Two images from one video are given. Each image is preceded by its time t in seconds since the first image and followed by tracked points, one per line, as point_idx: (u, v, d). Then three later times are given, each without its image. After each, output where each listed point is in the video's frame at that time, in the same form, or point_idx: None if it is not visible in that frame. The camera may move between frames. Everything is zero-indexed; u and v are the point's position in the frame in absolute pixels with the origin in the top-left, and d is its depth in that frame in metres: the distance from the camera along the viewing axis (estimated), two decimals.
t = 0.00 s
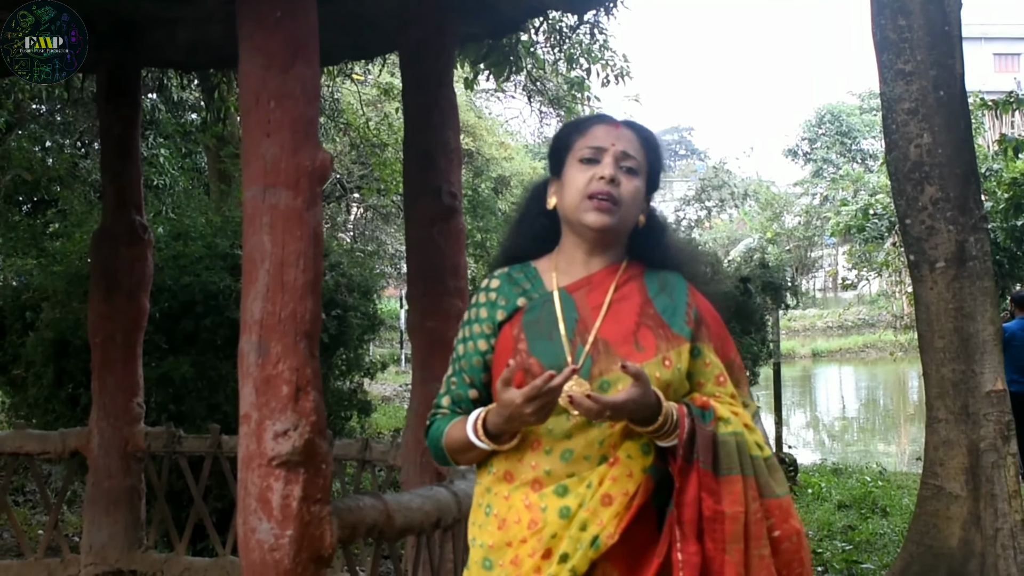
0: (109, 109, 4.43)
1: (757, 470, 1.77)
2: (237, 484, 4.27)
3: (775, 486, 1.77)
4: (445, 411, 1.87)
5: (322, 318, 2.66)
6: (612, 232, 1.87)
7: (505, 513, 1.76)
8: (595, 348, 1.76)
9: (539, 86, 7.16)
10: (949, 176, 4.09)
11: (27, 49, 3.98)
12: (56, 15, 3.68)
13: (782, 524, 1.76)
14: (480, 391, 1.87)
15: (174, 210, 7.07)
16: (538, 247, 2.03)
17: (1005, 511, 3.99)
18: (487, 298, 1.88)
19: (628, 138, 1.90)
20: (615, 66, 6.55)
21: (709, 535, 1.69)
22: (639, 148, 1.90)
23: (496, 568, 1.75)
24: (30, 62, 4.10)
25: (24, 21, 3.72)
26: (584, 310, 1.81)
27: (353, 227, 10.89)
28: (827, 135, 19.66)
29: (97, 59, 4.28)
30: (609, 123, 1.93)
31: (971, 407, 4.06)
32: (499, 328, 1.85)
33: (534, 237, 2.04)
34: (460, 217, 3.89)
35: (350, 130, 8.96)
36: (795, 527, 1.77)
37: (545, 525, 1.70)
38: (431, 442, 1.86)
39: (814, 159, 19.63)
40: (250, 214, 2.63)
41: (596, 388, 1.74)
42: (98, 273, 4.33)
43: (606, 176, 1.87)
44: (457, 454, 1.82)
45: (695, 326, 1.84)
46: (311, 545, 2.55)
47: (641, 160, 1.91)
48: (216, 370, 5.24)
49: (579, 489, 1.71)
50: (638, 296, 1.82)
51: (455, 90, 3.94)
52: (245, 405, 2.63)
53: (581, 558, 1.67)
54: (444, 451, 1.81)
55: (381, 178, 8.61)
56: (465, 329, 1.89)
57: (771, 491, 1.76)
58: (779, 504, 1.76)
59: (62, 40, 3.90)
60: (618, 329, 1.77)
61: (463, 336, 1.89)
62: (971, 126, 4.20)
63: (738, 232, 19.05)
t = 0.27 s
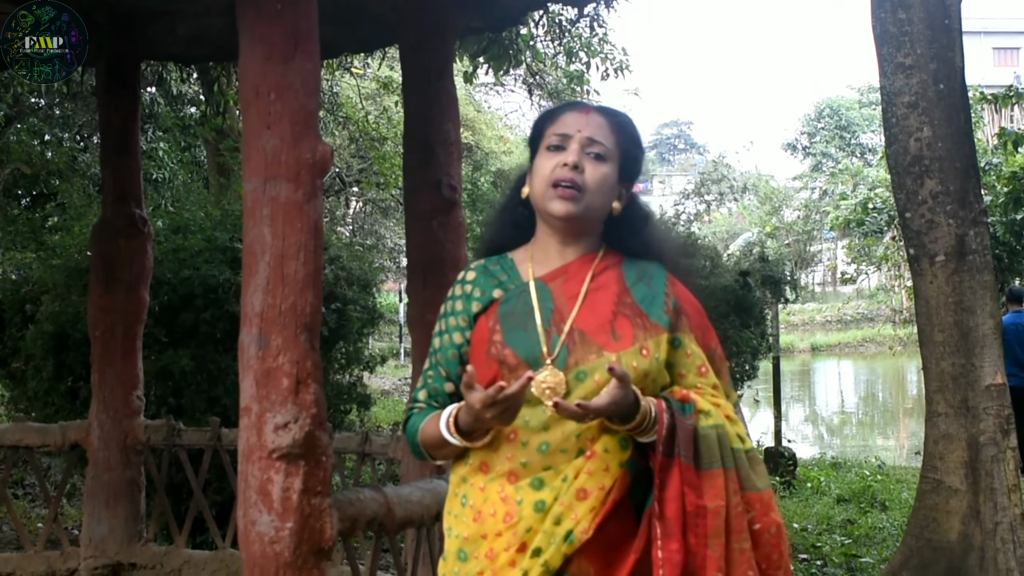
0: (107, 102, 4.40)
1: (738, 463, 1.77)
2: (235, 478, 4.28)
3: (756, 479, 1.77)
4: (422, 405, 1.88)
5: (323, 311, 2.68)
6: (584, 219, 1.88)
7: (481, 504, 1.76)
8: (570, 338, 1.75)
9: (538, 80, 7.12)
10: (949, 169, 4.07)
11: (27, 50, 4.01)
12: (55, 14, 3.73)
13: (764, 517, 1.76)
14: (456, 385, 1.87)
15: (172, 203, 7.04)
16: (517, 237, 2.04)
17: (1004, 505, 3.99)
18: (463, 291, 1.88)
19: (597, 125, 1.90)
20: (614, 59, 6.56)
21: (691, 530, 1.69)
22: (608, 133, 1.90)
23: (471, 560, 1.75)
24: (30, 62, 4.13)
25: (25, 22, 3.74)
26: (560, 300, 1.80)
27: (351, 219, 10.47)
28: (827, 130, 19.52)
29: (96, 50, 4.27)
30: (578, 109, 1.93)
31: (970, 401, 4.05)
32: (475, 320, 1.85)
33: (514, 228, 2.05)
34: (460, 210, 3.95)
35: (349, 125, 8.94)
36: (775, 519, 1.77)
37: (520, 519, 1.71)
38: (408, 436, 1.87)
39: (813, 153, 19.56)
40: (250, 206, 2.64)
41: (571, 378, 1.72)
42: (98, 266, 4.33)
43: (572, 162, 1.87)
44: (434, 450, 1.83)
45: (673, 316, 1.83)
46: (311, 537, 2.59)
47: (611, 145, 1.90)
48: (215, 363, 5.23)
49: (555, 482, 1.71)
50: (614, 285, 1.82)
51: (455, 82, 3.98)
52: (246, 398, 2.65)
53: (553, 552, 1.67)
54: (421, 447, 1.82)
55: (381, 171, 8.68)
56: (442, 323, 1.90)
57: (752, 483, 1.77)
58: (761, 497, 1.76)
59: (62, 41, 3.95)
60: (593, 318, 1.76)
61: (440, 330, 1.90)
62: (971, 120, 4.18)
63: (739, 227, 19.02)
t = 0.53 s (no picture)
0: (102, 94, 4.35)
1: (726, 460, 1.71)
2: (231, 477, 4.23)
3: (744, 476, 1.72)
4: (402, 405, 1.84)
5: (320, 306, 2.65)
6: (566, 211, 1.85)
7: (461, 505, 1.72)
8: (551, 332, 1.70)
9: (538, 71, 7.03)
10: (956, 160, 4.02)
11: (27, 50, 4.05)
12: (55, 14, 3.78)
13: (753, 516, 1.70)
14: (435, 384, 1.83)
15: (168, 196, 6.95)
16: (496, 231, 2.00)
17: (1015, 503, 3.91)
18: (442, 288, 1.85)
19: (577, 114, 1.88)
20: (615, 50, 6.52)
21: (676, 530, 1.63)
22: (587, 123, 1.88)
23: (451, 562, 1.71)
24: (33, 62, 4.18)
25: (25, 21, 3.80)
26: (541, 294, 1.76)
27: (349, 213, 10.10)
28: (832, 121, 19.18)
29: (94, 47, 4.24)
30: (558, 100, 1.92)
31: (980, 396, 3.98)
32: (454, 317, 1.81)
33: (492, 222, 2.01)
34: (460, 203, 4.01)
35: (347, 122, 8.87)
36: (765, 518, 1.71)
37: (501, 521, 1.67)
38: (389, 439, 1.83)
39: (819, 146, 19.24)
40: (247, 200, 2.60)
41: (553, 374, 1.68)
42: (92, 262, 4.29)
43: (551, 152, 1.84)
44: (413, 452, 1.79)
45: (659, 308, 1.78)
46: (308, 535, 2.57)
47: (590, 134, 1.87)
48: (210, 360, 5.21)
49: (537, 483, 1.67)
50: (597, 278, 1.77)
51: (455, 75, 4.05)
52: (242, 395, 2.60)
53: (536, 556, 1.62)
54: (400, 448, 1.79)
55: (380, 164, 8.53)
56: (421, 322, 1.87)
57: (740, 481, 1.71)
58: (750, 496, 1.70)
59: (61, 41, 3.98)
60: (574, 312, 1.72)
61: (420, 329, 1.86)
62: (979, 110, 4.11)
63: (744, 224, 18.93)
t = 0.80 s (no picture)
0: (98, 86, 4.30)
1: (716, 457, 1.67)
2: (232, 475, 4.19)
3: (736, 473, 1.67)
4: (388, 407, 1.84)
5: (321, 303, 2.61)
6: (551, 203, 1.82)
7: (449, 506, 1.72)
8: (536, 328, 1.69)
9: (543, 61, 6.92)
10: (969, 151, 3.95)
11: (27, 49, 4.24)
12: (55, 14, 3.95)
13: (746, 513, 1.66)
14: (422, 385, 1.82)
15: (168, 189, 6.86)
16: (481, 226, 1.96)
17: None
18: (427, 287, 1.83)
19: (557, 103, 1.84)
20: (621, 40, 6.45)
21: (661, 530, 1.61)
22: (569, 112, 1.84)
23: (439, 564, 1.69)
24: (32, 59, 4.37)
25: (24, 22, 3.98)
26: (525, 290, 1.75)
27: (351, 207, 10.04)
28: (843, 111, 18.86)
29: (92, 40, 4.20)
30: (538, 88, 1.87)
31: (993, 392, 3.94)
32: (439, 316, 1.80)
33: (477, 215, 1.97)
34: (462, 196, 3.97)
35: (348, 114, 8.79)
36: (760, 516, 1.67)
37: (490, 523, 1.66)
38: (376, 441, 1.82)
39: (829, 135, 18.96)
40: (245, 195, 2.55)
41: (538, 370, 1.67)
42: (88, 258, 4.25)
43: (532, 144, 1.80)
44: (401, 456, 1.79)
45: (646, 300, 1.76)
46: (310, 536, 2.54)
47: (573, 123, 1.84)
48: (210, 356, 5.13)
49: (525, 483, 1.66)
50: (584, 272, 1.75)
51: (457, 66, 4.00)
52: (241, 392, 2.56)
53: (524, 558, 1.60)
54: (388, 452, 1.78)
55: (381, 156, 8.37)
56: (407, 321, 1.85)
57: (732, 477, 1.67)
58: (743, 493, 1.66)
59: (61, 40, 4.14)
60: (560, 307, 1.70)
61: (404, 329, 1.85)
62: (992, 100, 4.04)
63: (751, 213, 18.81)
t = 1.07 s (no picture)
0: (100, 87, 4.31)
1: (706, 451, 1.63)
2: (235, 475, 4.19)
3: (728, 466, 1.63)
4: (378, 408, 1.81)
5: (323, 302, 2.60)
6: (538, 201, 1.80)
7: (439, 506, 1.69)
8: (524, 325, 1.66)
9: (546, 59, 6.92)
10: (972, 148, 3.95)
11: (26, 49, 4.18)
12: (55, 14, 3.88)
13: (739, 507, 1.61)
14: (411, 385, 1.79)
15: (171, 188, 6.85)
16: (470, 224, 1.95)
17: None
18: (413, 287, 1.81)
19: (544, 101, 1.81)
20: (624, 38, 6.47)
21: (649, 526, 1.56)
22: (555, 109, 1.81)
23: (431, 564, 1.66)
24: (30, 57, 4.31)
25: (24, 22, 3.91)
26: (512, 287, 1.72)
27: (354, 206, 9.97)
28: (845, 108, 18.82)
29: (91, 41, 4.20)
30: (524, 86, 1.85)
31: (996, 389, 3.94)
32: (427, 315, 1.77)
33: (463, 215, 1.96)
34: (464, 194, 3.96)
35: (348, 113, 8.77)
36: (755, 510, 1.62)
37: (480, 521, 1.63)
38: (365, 443, 1.79)
39: (832, 133, 18.89)
40: (246, 195, 2.55)
41: (526, 367, 1.65)
42: (91, 257, 4.26)
43: (517, 141, 1.77)
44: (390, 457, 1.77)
45: (635, 295, 1.73)
46: (313, 535, 2.54)
47: (559, 120, 1.81)
48: (213, 356, 5.12)
49: (514, 481, 1.62)
50: (571, 267, 1.72)
51: (458, 64, 3.98)
52: (244, 391, 2.56)
53: (514, 556, 1.57)
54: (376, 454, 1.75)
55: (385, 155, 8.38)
56: (394, 322, 1.83)
57: (723, 471, 1.62)
58: (736, 487, 1.61)
59: (61, 39, 4.08)
60: (548, 303, 1.68)
61: (393, 330, 1.83)
62: (994, 96, 4.04)
63: (754, 211, 18.80)
